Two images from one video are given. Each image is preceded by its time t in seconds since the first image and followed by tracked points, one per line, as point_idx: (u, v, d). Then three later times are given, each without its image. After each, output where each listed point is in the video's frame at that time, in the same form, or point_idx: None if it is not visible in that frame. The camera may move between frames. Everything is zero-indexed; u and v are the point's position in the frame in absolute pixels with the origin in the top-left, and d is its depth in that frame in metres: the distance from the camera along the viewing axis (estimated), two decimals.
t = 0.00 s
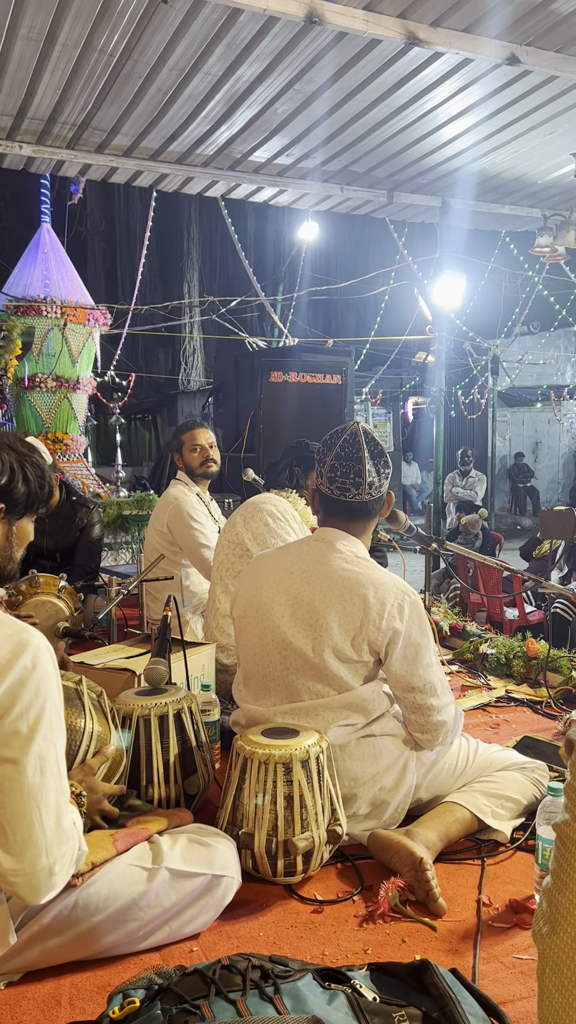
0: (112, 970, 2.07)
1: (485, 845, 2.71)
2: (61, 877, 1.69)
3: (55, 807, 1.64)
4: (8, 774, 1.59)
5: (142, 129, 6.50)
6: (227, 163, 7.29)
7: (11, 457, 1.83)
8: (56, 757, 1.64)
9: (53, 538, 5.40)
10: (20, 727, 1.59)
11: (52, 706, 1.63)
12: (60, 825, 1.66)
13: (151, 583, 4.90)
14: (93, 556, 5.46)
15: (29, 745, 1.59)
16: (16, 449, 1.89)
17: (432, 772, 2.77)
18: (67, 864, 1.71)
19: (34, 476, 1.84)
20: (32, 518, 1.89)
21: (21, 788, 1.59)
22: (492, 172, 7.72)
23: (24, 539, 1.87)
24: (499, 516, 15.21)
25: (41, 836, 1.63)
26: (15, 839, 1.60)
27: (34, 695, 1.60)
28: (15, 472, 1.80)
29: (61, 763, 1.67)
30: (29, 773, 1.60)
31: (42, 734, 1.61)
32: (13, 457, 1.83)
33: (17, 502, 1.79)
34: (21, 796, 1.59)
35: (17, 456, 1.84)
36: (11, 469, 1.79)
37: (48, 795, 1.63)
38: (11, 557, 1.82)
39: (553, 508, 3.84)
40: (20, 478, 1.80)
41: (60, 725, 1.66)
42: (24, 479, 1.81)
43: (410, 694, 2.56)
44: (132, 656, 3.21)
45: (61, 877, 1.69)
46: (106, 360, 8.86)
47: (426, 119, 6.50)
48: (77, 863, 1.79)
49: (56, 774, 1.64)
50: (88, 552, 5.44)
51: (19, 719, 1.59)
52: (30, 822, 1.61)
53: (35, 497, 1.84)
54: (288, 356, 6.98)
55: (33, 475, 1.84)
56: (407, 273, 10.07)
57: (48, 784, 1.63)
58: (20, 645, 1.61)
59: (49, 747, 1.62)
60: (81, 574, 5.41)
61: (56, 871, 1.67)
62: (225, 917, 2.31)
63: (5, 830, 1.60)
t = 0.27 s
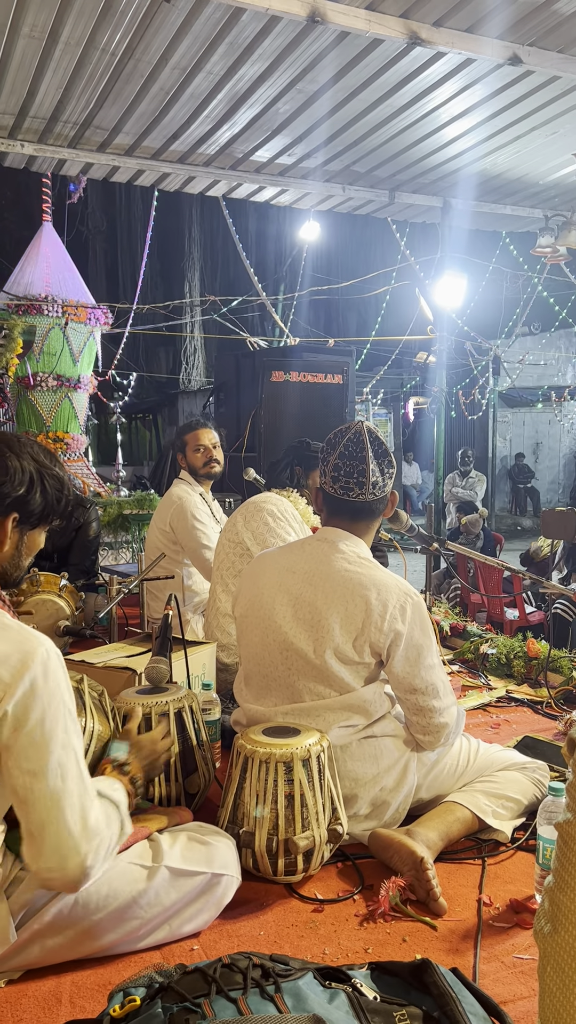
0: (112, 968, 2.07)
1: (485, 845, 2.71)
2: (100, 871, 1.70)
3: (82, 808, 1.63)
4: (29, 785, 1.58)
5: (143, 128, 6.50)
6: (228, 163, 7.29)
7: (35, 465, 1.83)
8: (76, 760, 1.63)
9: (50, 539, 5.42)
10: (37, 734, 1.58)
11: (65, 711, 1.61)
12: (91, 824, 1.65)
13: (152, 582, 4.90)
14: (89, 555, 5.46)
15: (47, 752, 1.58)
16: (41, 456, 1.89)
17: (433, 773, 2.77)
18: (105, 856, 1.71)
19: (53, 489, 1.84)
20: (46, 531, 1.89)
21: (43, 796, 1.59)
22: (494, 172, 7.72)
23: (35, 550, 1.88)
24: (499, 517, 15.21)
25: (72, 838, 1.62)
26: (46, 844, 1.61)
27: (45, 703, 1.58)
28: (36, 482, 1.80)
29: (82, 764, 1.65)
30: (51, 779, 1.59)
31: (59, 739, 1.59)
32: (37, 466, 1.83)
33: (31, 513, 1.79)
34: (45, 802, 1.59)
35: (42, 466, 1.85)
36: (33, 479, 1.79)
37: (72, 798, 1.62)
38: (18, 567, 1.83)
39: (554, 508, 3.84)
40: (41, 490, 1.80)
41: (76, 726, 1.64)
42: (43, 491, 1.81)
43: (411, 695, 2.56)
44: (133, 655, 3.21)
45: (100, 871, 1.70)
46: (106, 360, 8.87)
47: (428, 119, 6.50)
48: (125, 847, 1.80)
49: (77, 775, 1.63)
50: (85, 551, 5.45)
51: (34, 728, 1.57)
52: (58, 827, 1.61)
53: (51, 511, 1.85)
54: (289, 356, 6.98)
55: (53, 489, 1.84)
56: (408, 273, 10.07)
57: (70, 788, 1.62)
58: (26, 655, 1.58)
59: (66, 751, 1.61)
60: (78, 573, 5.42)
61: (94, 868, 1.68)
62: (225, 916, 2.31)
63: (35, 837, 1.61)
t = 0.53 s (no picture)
0: (112, 967, 2.08)
1: (485, 846, 2.71)
2: (130, 843, 1.92)
3: (112, 792, 1.82)
4: (59, 784, 1.72)
5: (145, 127, 6.51)
6: (230, 162, 7.29)
7: (52, 477, 1.84)
8: (96, 753, 1.78)
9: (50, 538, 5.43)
10: (65, 737, 1.71)
11: (83, 713, 1.74)
12: (121, 804, 1.85)
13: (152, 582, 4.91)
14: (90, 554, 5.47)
15: (75, 752, 1.73)
16: (62, 463, 1.90)
17: (433, 774, 2.77)
18: (131, 831, 1.90)
19: (69, 502, 1.87)
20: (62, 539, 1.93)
21: (72, 791, 1.74)
22: (495, 172, 7.72)
23: (50, 557, 1.93)
24: (500, 518, 15.20)
25: (104, 824, 1.80)
26: (81, 833, 1.77)
27: (69, 708, 1.71)
28: (52, 497, 1.83)
29: (101, 757, 1.80)
30: (81, 774, 1.75)
31: (85, 738, 1.74)
32: (54, 478, 1.85)
33: (43, 526, 1.83)
34: (78, 796, 1.75)
35: (60, 478, 1.86)
36: (48, 494, 1.82)
37: (100, 788, 1.79)
38: (32, 575, 1.89)
39: (555, 509, 3.84)
40: (56, 504, 1.84)
41: (93, 721, 1.79)
42: (57, 505, 1.84)
43: (411, 698, 2.56)
44: (134, 654, 3.21)
45: (129, 844, 1.92)
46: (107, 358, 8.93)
47: (430, 119, 6.50)
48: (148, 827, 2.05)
49: (98, 767, 1.79)
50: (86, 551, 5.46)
51: (58, 733, 1.70)
52: (93, 815, 1.78)
53: (66, 521, 1.88)
54: (290, 355, 6.98)
55: (70, 502, 1.87)
56: (409, 273, 10.07)
57: (98, 779, 1.78)
58: (42, 666, 1.68)
59: (89, 748, 1.75)
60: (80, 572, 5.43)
61: (124, 842, 1.88)
62: (224, 916, 2.31)
63: (69, 828, 1.76)
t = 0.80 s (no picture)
0: (113, 966, 2.08)
1: (486, 846, 2.71)
2: (131, 844, 1.93)
3: (113, 796, 1.82)
4: (61, 790, 1.72)
5: (147, 126, 6.50)
6: (232, 162, 7.29)
7: (73, 490, 1.84)
8: (97, 758, 1.79)
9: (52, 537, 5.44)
10: (67, 743, 1.71)
11: (83, 718, 1.74)
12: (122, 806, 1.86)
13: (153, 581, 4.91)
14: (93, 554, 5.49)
15: (76, 758, 1.73)
16: (86, 478, 1.90)
17: (433, 774, 2.77)
18: (132, 834, 1.91)
19: (87, 517, 1.87)
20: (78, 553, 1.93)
21: (74, 797, 1.74)
22: (497, 172, 7.72)
23: (64, 570, 1.93)
24: (501, 518, 15.20)
25: (106, 827, 1.81)
26: (83, 837, 1.78)
27: (70, 715, 1.71)
28: (70, 510, 1.83)
29: (102, 762, 1.81)
30: (82, 780, 1.75)
31: (86, 743, 1.75)
32: (75, 491, 1.84)
33: (58, 538, 1.84)
34: (79, 801, 1.75)
35: (81, 492, 1.86)
36: (65, 507, 1.82)
37: (101, 792, 1.79)
38: (44, 585, 1.89)
39: (557, 509, 3.83)
40: (74, 517, 1.84)
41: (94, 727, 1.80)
42: (75, 518, 1.84)
43: (412, 699, 2.56)
44: (135, 653, 3.21)
45: (130, 845, 1.93)
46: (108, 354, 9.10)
47: (432, 119, 6.50)
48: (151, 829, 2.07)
49: (99, 772, 1.79)
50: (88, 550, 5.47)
51: (59, 741, 1.70)
52: (95, 820, 1.78)
53: (83, 535, 1.88)
54: (291, 355, 6.98)
55: (89, 516, 1.87)
56: (411, 273, 10.07)
57: (99, 784, 1.79)
58: (42, 674, 1.68)
59: (89, 754, 1.76)
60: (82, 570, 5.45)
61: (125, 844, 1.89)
62: (225, 914, 2.32)
63: (71, 834, 1.77)
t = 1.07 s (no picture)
0: (113, 964, 2.08)
1: (486, 845, 2.71)
2: (128, 834, 1.95)
3: (107, 790, 1.83)
4: (53, 790, 1.73)
5: (149, 125, 6.50)
6: (235, 160, 7.28)
7: (69, 501, 1.83)
8: (89, 755, 1.79)
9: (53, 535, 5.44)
10: (57, 746, 1.71)
11: (73, 719, 1.74)
12: (116, 799, 1.87)
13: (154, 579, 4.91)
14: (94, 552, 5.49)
15: (66, 759, 1.73)
16: (85, 488, 1.89)
17: (434, 772, 2.78)
18: (128, 823, 1.93)
19: (84, 530, 1.87)
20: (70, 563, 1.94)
21: (67, 795, 1.75)
22: (499, 172, 7.71)
23: (55, 578, 1.94)
24: (502, 517, 15.20)
25: (100, 821, 1.82)
26: (78, 832, 1.79)
27: (58, 718, 1.70)
28: (65, 521, 1.83)
29: (94, 758, 1.81)
30: (75, 778, 1.75)
31: (77, 743, 1.75)
32: (72, 503, 1.84)
33: (50, 548, 1.84)
34: (72, 799, 1.76)
35: (79, 504, 1.85)
36: (61, 518, 1.82)
37: (95, 789, 1.80)
38: (34, 591, 1.90)
39: (558, 509, 3.83)
40: (69, 529, 1.84)
41: (85, 725, 1.79)
42: (70, 529, 1.84)
43: (412, 696, 2.56)
44: (136, 652, 3.21)
45: (127, 835, 1.94)
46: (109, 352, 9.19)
47: (434, 119, 6.49)
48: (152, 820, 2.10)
49: (92, 769, 1.79)
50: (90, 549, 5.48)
51: (48, 743, 1.70)
52: (88, 816, 1.79)
53: (76, 546, 1.88)
54: (293, 354, 6.98)
55: (83, 528, 1.87)
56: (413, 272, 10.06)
57: (92, 782, 1.79)
58: (28, 680, 1.67)
59: (80, 753, 1.76)
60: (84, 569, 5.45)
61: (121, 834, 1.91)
62: (225, 913, 2.32)
63: (66, 831, 1.78)
